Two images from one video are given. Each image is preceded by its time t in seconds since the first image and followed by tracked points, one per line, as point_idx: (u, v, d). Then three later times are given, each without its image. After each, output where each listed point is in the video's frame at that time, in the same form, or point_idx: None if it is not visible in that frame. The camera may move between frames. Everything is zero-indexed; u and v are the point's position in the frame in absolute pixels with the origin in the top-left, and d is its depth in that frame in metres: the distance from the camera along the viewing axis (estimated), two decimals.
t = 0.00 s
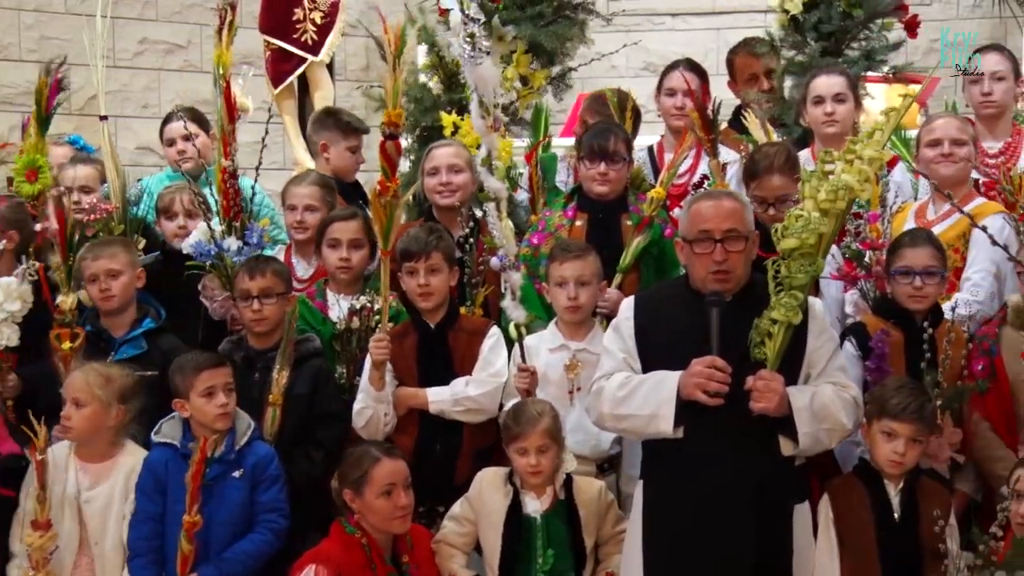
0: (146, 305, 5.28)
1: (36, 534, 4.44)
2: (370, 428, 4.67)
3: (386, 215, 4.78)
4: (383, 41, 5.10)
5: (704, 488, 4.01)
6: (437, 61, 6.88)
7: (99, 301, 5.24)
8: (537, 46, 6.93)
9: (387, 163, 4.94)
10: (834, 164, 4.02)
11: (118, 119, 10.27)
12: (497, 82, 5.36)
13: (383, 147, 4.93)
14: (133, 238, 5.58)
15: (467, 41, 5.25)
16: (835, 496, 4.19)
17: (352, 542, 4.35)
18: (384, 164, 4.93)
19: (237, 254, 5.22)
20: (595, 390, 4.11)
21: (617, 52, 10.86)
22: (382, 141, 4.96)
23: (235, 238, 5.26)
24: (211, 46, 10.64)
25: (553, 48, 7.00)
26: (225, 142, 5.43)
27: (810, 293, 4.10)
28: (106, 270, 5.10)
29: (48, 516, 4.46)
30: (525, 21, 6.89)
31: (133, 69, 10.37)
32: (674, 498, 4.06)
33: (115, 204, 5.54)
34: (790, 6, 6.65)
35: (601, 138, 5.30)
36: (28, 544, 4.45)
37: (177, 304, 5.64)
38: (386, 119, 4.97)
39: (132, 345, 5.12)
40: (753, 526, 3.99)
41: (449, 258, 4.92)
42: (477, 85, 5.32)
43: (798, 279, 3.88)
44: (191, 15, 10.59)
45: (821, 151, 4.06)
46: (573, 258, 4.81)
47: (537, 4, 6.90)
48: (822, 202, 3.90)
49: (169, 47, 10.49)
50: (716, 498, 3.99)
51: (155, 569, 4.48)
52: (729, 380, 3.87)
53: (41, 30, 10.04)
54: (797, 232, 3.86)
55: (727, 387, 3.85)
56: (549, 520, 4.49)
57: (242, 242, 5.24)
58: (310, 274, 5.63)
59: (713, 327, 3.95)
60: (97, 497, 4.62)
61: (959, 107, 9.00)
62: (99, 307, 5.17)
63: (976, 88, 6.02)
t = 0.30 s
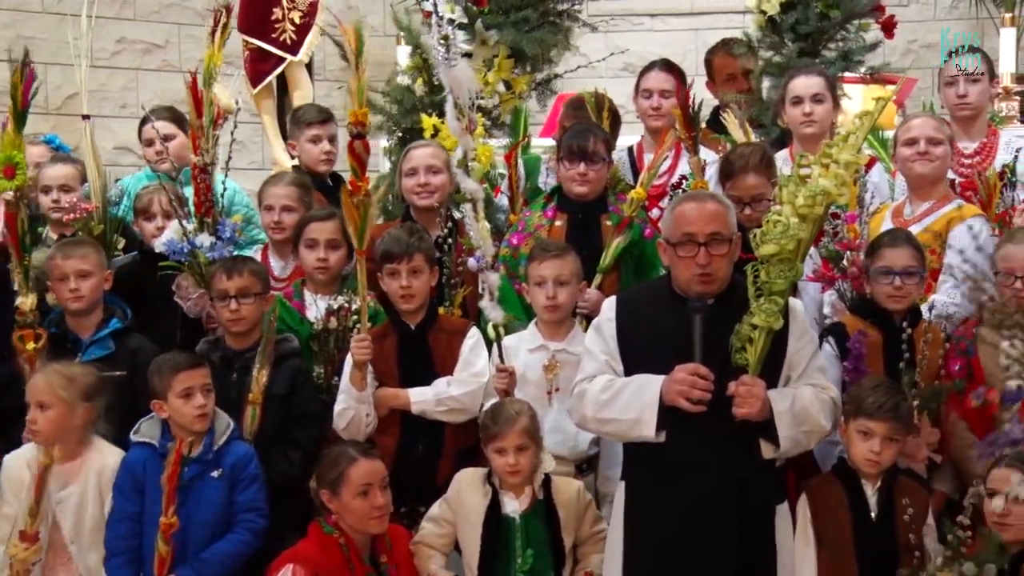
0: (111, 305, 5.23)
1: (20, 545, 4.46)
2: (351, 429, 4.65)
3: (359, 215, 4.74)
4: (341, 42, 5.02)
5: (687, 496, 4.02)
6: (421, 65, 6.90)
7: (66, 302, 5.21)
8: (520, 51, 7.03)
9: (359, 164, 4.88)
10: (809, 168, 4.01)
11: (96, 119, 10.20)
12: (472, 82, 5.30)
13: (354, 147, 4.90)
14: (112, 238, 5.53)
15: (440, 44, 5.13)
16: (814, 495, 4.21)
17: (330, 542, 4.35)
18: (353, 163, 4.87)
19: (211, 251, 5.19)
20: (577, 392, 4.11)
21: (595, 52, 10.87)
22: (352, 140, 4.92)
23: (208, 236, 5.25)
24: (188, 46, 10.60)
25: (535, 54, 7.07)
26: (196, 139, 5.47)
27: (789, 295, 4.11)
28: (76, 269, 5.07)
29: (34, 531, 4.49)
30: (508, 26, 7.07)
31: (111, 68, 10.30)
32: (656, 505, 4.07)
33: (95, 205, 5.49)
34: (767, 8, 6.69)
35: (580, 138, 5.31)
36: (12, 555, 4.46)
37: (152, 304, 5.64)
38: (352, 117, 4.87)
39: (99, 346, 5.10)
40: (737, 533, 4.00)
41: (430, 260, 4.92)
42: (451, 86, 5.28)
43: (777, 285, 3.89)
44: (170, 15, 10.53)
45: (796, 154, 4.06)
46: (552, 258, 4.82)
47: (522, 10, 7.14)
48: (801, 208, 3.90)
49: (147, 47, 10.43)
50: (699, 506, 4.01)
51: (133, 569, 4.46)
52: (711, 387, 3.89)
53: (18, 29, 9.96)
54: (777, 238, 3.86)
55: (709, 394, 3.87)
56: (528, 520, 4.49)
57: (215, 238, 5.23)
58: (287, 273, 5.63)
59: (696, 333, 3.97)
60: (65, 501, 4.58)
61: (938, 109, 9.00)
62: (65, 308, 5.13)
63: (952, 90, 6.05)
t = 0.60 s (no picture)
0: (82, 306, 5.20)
1: None
2: (329, 430, 4.64)
3: (334, 216, 4.73)
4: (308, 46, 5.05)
5: (666, 500, 4.01)
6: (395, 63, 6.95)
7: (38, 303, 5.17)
8: (491, 45, 6.99)
9: (331, 165, 4.86)
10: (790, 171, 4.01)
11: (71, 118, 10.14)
12: (447, 83, 5.22)
13: (326, 150, 4.86)
14: (89, 238, 5.50)
15: (415, 47, 5.05)
16: (791, 496, 4.23)
17: (306, 542, 4.33)
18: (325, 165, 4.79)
19: (182, 251, 5.19)
20: (556, 392, 4.11)
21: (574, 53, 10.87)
22: (322, 142, 4.93)
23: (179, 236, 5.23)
24: (165, 46, 10.50)
25: (507, 48, 7.04)
26: (161, 139, 5.45)
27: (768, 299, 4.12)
28: (45, 270, 5.05)
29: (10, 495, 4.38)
30: (480, 21, 7.05)
31: (87, 68, 10.25)
32: (635, 508, 4.06)
33: (71, 206, 5.47)
34: (744, 8, 6.69)
35: (559, 138, 5.32)
36: None
37: (128, 305, 5.66)
38: (322, 117, 4.91)
39: (73, 346, 5.05)
40: (715, 536, 4.00)
41: (410, 261, 4.93)
42: (427, 88, 5.19)
43: (757, 291, 3.89)
44: (146, 15, 10.48)
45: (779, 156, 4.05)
46: (529, 258, 4.85)
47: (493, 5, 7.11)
48: (782, 214, 3.89)
49: (123, 46, 10.39)
50: (678, 510, 4.00)
51: (105, 566, 4.47)
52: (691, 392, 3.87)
53: None
54: (758, 244, 3.85)
55: (688, 400, 3.85)
56: (506, 520, 4.49)
57: (186, 238, 5.21)
58: (263, 272, 5.60)
59: (674, 336, 3.95)
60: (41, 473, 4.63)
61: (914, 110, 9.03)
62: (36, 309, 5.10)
63: (926, 91, 6.08)
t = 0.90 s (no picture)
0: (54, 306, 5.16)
1: None
2: (301, 430, 4.64)
3: (316, 218, 4.72)
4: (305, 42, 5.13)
5: (640, 504, 4.02)
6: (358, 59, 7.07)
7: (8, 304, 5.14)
8: (453, 38, 7.09)
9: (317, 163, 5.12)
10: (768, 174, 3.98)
11: (43, 118, 10.08)
12: (440, 82, 5.26)
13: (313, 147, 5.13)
14: (60, 237, 5.50)
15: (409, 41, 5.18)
16: (764, 495, 4.26)
17: (280, 543, 4.32)
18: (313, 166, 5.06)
19: (155, 250, 5.20)
20: (528, 393, 4.12)
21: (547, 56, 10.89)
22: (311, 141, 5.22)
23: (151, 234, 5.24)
24: (137, 45, 10.50)
25: (470, 40, 7.15)
26: (126, 138, 5.45)
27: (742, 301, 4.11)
28: (20, 269, 5.02)
29: None
30: (440, 14, 7.10)
31: (59, 67, 10.19)
32: (608, 511, 4.06)
33: (41, 205, 5.49)
34: (716, 9, 6.69)
35: (533, 139, 5.33)
36: None
37: (100, 306, 5.63)
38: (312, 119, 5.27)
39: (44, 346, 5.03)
40: (688, 538, 4.01)
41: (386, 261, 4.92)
42: (420, 86, 5.23)
43: (732, 295, 3.88)
44: (118, 14, 10.45)
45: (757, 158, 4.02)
46: (502, 258, 4.85)
47: None
48: (759, 221, 3.87)
49: (95, 46, 10.34)
50: (652, 514, 4.01)
51: (74, 564, 4.45)
52: (661, 397, 3.90)
53: None
54: (734, 250, 3.83)
55: (660, 402, 3.88)
56: (480, 520, 4.49)
57: (158, 236, 5.22)
58: (235, 272, 5.57)
59: (646, 338, 3.99)
60: (11, 467, 4.61)
61: (886, 112, 9.05)
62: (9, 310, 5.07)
63: (898, 92, 6.12)
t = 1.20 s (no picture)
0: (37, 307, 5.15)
1: None
2: (273, 429, 4.62)
3: (291, 216, 4.73)
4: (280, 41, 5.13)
5: (611, 504, 4.02)
6: (322, 58, 6.97)
7: None
8: (418, 30, 7.15)
9: (291, 163, 5.04)
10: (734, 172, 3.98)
11: (14, 118, 10.01)
12: (419, 79, 5.20)
13: (288, 147, 5.08)
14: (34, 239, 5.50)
15: (388, 36, 5.12)
16: (739, 493, 4.24)
17: (252, 543, 4.31)
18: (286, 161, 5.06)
19: (128, 253, 5.24)
20: (501, 394, 4.12)
21: (520, 53, 10.72)
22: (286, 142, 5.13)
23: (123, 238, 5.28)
24: (109, 45, 10.48)
25: (434, 31, 7.17)
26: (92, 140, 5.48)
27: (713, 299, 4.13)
28: (10, 267, 4.98)
29: None
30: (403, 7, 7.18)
31: (30, 66, 10.13)
32: (579, 512, 4.07)
33: (14, 205, 5.47)
34: (690, 9, 6.67)
35: (507, 139, 5.32)
36: None
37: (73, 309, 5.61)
38: (288, 120, 5.18)
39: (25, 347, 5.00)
40: (658, 538, 4.02)
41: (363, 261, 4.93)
42: (399, 82, 5.16)
43: (700, 295, 3.91)
44: (91, 13, 10.43)
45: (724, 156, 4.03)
46: (476, 258, 4.86)
47: None
48: (725, 219, 3.88)
49: (68, 45, 10.30)
50: (623, 515, 4.02)
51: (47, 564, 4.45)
52: (632, 394, 3.90)
53: None
54: (700, 249, 3.84)
55: (630, 402, 3.88)
56: (457, 520, 4.49)
57: (130, 239, 5.26)
58: (204, 274, 5.57)
59: (616, 340, 4.02)
60: None
61: (860, 113, 9.05)
62: None
63: (873, 92, 6.15)
